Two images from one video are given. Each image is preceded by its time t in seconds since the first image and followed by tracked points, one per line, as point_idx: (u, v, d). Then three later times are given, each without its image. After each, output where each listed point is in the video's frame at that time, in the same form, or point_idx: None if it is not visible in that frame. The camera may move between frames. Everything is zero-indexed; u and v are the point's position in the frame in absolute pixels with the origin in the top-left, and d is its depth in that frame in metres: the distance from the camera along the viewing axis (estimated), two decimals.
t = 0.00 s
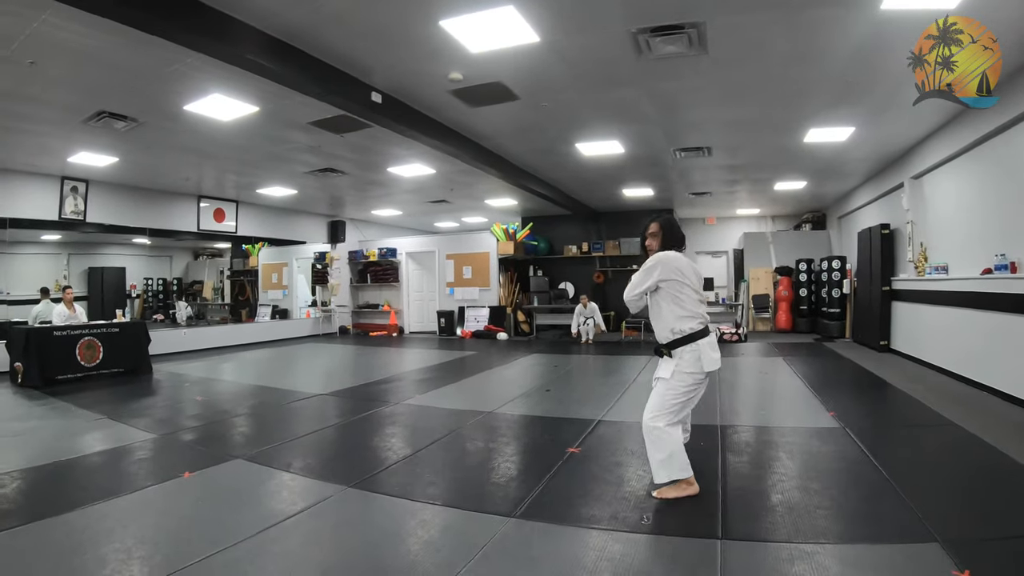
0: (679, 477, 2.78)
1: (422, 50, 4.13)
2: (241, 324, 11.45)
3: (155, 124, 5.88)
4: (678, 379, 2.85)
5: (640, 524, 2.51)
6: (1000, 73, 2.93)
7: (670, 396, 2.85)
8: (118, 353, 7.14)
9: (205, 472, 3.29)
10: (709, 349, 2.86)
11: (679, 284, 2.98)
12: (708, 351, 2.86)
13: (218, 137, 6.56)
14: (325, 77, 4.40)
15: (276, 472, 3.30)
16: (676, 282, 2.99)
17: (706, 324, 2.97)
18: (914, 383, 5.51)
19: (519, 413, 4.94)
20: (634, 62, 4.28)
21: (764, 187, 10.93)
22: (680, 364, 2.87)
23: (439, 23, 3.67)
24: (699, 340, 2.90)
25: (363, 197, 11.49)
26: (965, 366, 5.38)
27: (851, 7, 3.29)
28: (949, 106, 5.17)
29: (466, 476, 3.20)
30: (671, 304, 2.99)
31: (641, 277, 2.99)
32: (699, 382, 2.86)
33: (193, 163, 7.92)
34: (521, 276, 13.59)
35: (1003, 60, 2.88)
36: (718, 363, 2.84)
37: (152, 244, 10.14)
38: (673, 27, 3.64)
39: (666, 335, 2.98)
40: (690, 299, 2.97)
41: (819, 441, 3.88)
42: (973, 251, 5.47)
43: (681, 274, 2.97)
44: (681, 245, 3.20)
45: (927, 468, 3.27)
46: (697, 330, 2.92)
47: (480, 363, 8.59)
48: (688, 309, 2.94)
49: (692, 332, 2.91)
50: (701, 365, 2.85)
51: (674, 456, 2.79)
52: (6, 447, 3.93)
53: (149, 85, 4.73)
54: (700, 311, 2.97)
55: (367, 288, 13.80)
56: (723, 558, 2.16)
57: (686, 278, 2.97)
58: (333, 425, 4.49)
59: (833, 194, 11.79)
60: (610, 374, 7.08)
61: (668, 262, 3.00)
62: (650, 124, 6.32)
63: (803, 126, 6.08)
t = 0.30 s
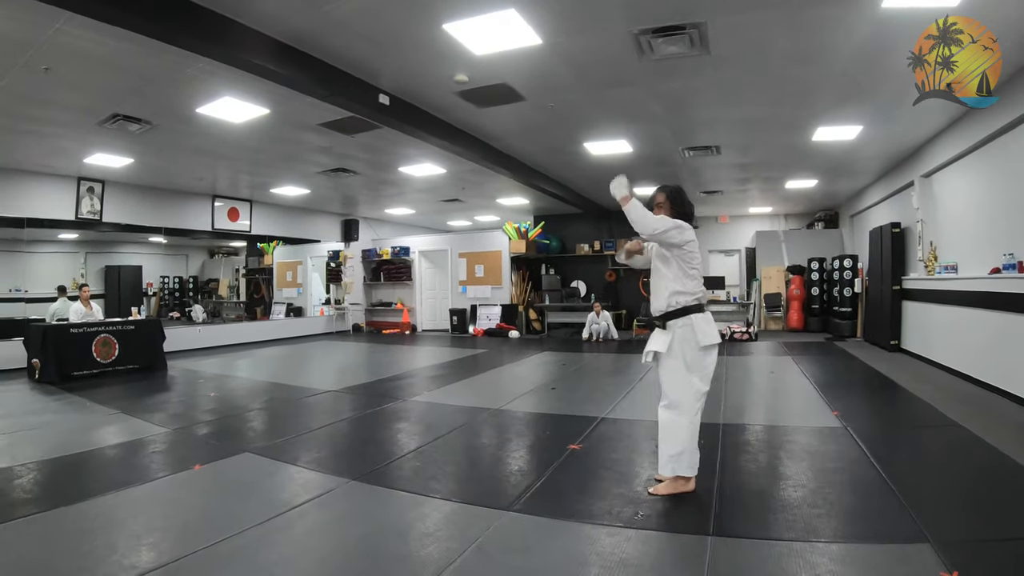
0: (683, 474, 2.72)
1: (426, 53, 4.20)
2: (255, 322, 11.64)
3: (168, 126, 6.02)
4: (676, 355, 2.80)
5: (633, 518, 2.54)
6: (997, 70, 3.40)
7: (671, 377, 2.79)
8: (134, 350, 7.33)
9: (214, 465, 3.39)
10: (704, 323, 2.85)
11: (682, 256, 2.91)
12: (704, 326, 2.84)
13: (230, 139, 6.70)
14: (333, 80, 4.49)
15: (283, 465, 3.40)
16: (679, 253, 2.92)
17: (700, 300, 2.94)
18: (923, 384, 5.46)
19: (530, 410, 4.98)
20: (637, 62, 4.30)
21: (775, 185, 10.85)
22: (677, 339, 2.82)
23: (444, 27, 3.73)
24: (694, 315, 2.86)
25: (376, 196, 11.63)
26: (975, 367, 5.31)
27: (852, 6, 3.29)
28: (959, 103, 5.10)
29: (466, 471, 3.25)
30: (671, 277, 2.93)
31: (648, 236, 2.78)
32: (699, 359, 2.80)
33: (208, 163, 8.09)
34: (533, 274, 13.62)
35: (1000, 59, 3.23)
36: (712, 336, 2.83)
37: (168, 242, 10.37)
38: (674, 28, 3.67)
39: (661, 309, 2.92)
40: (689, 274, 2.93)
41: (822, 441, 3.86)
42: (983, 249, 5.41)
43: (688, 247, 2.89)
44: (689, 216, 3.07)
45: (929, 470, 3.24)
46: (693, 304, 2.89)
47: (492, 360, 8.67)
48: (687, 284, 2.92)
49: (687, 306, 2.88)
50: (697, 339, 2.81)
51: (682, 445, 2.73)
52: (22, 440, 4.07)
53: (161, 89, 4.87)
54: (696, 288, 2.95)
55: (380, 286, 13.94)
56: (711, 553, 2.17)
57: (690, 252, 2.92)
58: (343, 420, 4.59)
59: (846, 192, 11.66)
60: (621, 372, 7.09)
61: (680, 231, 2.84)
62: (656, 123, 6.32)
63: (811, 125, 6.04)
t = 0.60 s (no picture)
0: (679, 473, 2.80)
1: (428, 59, 4.27)
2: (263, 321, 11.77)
3: (177, 130, 6.14)
4: (667, 358, 2.85)
5: (625, 514, 2.60)
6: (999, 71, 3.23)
7: (662, 380, 2.85)
8: (142, 349, 7.47)
9: (221, 460, 3.49)
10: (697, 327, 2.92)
11: (676, 260, 2.97)
12: (694, 330, 2.90)
13: (238, 142, 6.81)
14: (337, 85, 4.57)
15: (287, 460, 3.48)
16: (674, 257, 2.98)
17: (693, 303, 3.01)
18: (922, 386, 5.48)
19: (533, 409, 5.05)
20: (636, 67, 4.36)
21: (779, 187, 10.86)
22: (668, 342, 2.87)
23: (445, 34, 3.81)
24: (686, 319, 2.92)
25: (382, 197, 11.74)
26: (975, 369, 5.33)
27: (846, 12, 3.34)
28: (959, 106, 5.12)
29: (468, 468, 3.31)
30: (664, 279, 2.99)
31: (645, 237, 2.81)
32: (690, 362, 2.86)
33: (217, 165, 8.22)
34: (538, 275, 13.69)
35: (1000, 59, 3.10)
36: (703, 340, 2.91)
37: (177, 242, 10.53)
38: (671, 34, 3.73)
39: (653, 311, 2.97)
40: (682, 278, 3.00)
41: (816, 441, 3.91)
42: (982, 252, 5.44)
43: (683, 251, 2.95)
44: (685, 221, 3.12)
45: (923, 471, 3.27)
46: (686, 308, 2.95)
47: (496, 359, 8.73)
48: (680, 288, 2.99)
49: (681, 309, 2.94)
50: (688, 343, 2.87)
51: (674, 447, 2.78)
52: (34, 436, 4.17)
53: (170, 94, 4.98)
54: (688, 292, 3.02)
55: (387, 286, 13.92)
56: (696, 548, 2.23)
57: (688, 256, 2.98)
58: (348, 418, 4.69)
59: (850, 194, 11.65)
60: (624, 372, 7.14)
61: (677, 234, 2.87)
62: (657, 126, 6.37)
63: (812, 127, 6.07)
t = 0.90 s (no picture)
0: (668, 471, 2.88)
1: (431, 64, 4.36)
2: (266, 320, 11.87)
3: (183, 131, 6.25)
4: (660, 359, 2.93)
5: (617, 508, 2.68)
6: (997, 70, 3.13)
7: (654, 380, 2.92)
8: (148, 346, 7.58)
9: (227, 454, 3.59)
10: (690, 330, 3.00)
11: (670, 265, 3.06)
12: (687, 333, 2.98)
13: (243, 143, 6.91)
14: (342, 88, 4.66)
15: (291, 455, 3.58)
16: (668, 261, 3.06)
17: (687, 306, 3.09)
18: (917, 388, 5.55)
19: (533, 408, 5.13)
20: (635, 73, 4.44)
21: (779, 190, 10.93)
22: (661, 344, 2.96)
23: (448, 41, 3.91)
24: (678, 322, 3.00)
25: (386, 198, 11.84)
26: (969, 371, 5.40)
27: (839, 21, 3.42)
28: (953, 112, 5.20)
29: (467, 464, 3.39)
30: (659, 282, 3.07)
31: (637, 244, 2.91)
32: (682, 365, 2.94)
33: (222, 165, 8.33)
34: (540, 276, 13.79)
35: (1001, 58, 3.05)
36: (696, 342, 2.98)
37: (181, 240, 10.64)
38: (669, 41, 3.83)
39: (647, 313, 3.05)
40: (676, 282, 3.08)
41: (808, 441, 3.98)
42: (977, 256, 5.52)
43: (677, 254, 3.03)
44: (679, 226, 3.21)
45: (911, 470, 3.34)
46: (679, 310, 3.03)
47: (497, 359, 8.82)
48: (673, 291, 3.07)
49: (674, 312, 3.02)
50: (680, 345, 2.96)
51: (665, 446, 2.87)
52: (41, 431, 4.26)
53: (178, 96, 5.08)
54: (682, 296, 3.10)
55: (390, 286, 14.10)
56: (685, 542, 2.31)
57: (682, 261, 3.06)
58: (351, 415, 4.78)
59: (850, 197, 11.71)
60: (625, 372, 7.21)
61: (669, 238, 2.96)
62: (657, 130, 6.45)
63: (810, 132, 6.15)
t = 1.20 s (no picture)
0: (663, 468, 2.94)
1: (434, 70, 4.43)
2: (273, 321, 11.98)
3: (191, 135, 6.35)
4: (654, 360, 3.00)
5: (615, 505, 2.75)
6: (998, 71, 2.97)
7: (649, 381, 2.99)
8: (156, 346, 7.69)
9: (235, 452, 3.67)
10: (686, 333, 3.05)
11: (667, 269, 3.12)
12: (682, 335, 3.04)
13: (250, 147, 7.02)
14: (346, 93, 4.74)
15: (297, 453, 3.66)
16: (664, 266, 3.12)
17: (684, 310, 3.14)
18: (917, 389, 5.59)
19: (537, 408, 5.19)
20: (635, 78, 4.51)
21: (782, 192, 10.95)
22: (656, 345, 3.03)
23: (451, 48, 3.98)
24: (674, 324, 3.07)
25: (392, 200, 11.94)
26: (969, 372, 5.43)
27: (835, 26, 3.47)
28: (952, 115, 5.23)
29: (470, 462, 3.46)
30: (656, 285, 3.13)
31: (630, 250, 3.00)
32: (677, 366, 3.00)
33: (230, 169, 8.44)
34: (544, 277, 13.84)
35: (1001, 59, 2.89)
36: (692, 345, 3.03)
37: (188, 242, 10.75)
38: (668, 48, 3.90)
39: (643, 316, 3.13)
40: (673, 285, 3.13)
41: (806, 441, 4.04)
42: (977, 258, 5.56)
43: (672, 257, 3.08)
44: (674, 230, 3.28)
45: (908, 469, 3.37)
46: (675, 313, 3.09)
47: (502, 360, 8.89)
48: (671, 295, 3.12)
49: (671, 315, 3.08)
50: (675, 347, 3.02)
51: (659, 444, 2.93)
52: (53, 429, 4.36)
53: (186, 102, 5.18)
54: (679, 299, 3.15)
55: (395, 287, 14.17)
56: (679, 537, 2.37)
57: (678, 265, 3.12)
58: (357, 414, 4.86)
59: (853, 199, 11.72)
60: (629, 373, 7.25)
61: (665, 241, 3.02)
62: (659, 134, 6.51)
63: (810, 135, 6.19)
